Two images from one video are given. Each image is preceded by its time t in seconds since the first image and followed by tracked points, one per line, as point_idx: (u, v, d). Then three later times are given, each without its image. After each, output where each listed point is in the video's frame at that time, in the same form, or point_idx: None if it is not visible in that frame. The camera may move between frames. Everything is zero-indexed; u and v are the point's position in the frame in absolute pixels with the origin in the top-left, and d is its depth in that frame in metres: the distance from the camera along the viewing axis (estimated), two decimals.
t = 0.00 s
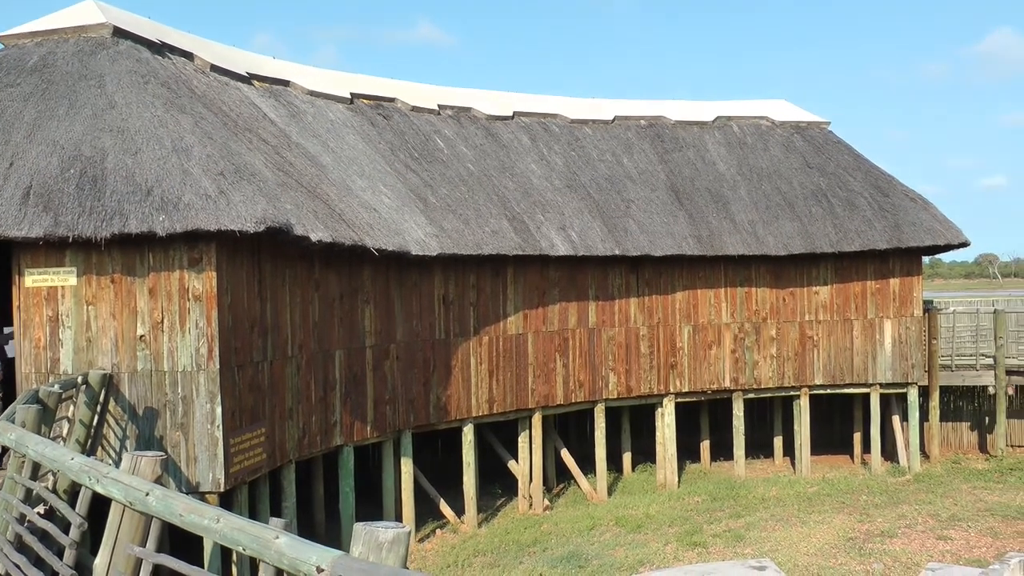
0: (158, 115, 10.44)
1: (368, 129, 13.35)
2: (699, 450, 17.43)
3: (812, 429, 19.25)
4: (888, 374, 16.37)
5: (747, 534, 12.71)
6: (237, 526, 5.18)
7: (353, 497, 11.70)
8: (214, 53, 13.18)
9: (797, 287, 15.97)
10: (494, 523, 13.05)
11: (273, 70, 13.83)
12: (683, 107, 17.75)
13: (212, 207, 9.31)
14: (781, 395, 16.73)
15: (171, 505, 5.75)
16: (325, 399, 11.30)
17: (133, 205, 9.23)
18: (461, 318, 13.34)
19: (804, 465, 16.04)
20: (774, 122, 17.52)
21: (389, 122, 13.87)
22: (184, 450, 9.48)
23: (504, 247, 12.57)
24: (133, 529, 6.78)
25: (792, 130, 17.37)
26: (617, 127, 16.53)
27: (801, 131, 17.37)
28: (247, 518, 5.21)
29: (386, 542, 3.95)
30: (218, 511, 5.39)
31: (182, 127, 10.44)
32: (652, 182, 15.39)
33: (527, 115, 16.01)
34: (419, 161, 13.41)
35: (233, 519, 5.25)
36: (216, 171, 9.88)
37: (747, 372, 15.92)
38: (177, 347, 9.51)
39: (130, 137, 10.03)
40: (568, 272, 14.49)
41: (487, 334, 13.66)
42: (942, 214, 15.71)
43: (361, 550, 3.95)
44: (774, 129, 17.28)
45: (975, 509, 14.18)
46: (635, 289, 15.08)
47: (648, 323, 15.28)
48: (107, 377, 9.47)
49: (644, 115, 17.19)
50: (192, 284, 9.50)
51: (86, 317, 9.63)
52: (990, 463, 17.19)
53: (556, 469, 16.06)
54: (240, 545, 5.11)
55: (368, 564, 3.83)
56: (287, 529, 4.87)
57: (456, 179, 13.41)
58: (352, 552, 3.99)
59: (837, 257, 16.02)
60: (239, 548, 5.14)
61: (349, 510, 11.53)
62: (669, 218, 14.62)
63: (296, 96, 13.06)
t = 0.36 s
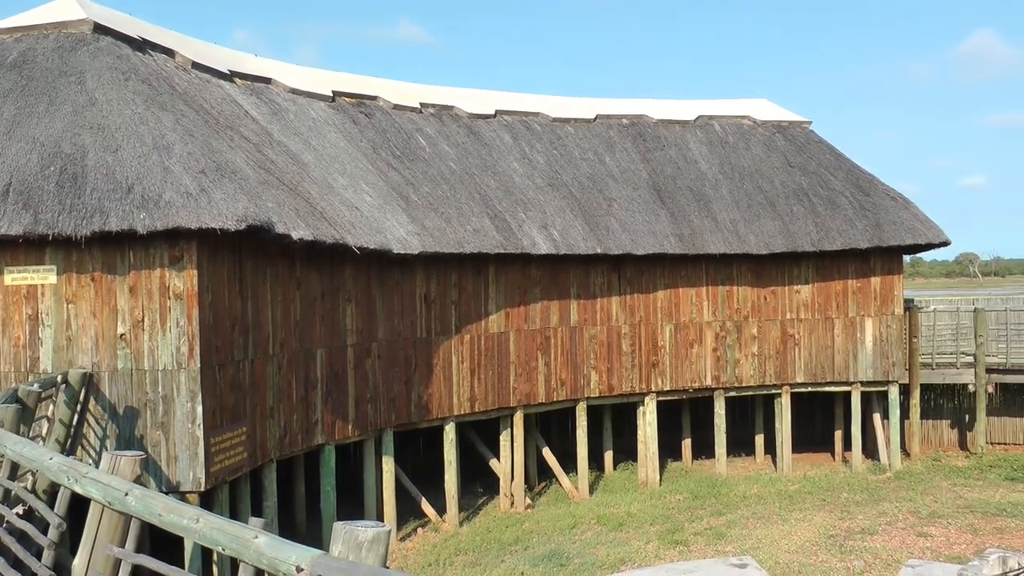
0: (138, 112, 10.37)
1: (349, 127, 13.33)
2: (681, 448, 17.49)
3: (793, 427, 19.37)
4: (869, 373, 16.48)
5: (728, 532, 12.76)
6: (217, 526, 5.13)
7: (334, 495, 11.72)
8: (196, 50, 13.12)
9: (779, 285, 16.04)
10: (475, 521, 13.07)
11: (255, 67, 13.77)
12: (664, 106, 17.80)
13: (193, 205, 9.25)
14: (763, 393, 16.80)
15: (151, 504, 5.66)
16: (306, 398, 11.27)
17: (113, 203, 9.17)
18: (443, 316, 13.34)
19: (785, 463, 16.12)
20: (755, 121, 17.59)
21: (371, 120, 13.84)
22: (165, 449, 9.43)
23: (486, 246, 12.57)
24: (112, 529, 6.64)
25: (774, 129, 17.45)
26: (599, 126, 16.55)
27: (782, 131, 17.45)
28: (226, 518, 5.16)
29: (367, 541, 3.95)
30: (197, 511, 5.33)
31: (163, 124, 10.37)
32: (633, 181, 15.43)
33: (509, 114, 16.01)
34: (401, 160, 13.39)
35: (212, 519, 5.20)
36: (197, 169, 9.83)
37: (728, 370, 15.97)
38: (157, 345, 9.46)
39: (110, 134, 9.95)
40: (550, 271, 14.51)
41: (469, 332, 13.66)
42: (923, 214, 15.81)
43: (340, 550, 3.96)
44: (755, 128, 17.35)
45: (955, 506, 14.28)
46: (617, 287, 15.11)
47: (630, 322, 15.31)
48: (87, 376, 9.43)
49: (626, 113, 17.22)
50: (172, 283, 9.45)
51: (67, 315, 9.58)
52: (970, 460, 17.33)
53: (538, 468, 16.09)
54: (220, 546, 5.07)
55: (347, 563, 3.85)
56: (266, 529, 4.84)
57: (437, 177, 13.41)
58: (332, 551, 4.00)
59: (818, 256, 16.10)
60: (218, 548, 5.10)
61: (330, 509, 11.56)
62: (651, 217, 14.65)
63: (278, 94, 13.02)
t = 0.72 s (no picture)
0: (119, 109, 10.29)
1: (331, 125, 13.30)
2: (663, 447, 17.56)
3: (775, 426, 19.45)
4: (850, 371, 16.57)
5: (710, 530, 12.81)
6: (197, 526, 5.08)
7: (316, 494, 11.74)
8: (178, 47, 13.07)
9: (761, 285, 16.11)
10: (458, 520, 13.08)
11: (237, 65, 13.73)
12: (646, 105, 17.85)
13: (175, 203, 9.20)
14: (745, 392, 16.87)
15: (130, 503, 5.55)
16: (287, 397, 11.25)
17: (94, 200, 9.09)
18: (425, 315, 13.33)
19: (767, 461, 16.19)
20: (738, 121, 17.66)
21: (354, 119, 13.82)
22: (145, 449, 9.38)
23: (468, 245, 12.57)
24: (91, 529, 6.49)
25: (756, 129, 17.52)
26: (581, 125, 16.58)
27: (764, 130, 17.52)
28: (207, 517, 5.12)
29: (347, 540, 3.94)
30: (178, 510, 5.26)
31: (144, 122, 10.30)
32: (616, 180, 15.47)
33: (492, 112, 16.02)
34: (384, 158, 13.37)
35: (193, 518, 5.14)
36: (178, 167, 9.78)
37: (710, 369, 16.02)
38: (138, 344, 9.42)
39: (91, 131, 9.85)
40: (532, 270, 14.53)
41: (451, 331, 13.66)
42: (904, 214, 15.92)
43: (320, 549, 3.96)
44: (738, 128, 17.42)
45: (936, 504, 14.38)
46: (600, 286, 15.14)
47: (612, 321, 15.35)
48: (67, 375, 9.37)
49: (608, 113, 17.27)
50: (153, 281, 9.40)
51: (46, 314, 9.52)
52: (951, 458, 17.47)
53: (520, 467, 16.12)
54: (200, 546, 5.02)
55: (328, 562, 3.85)
56: (246, 529, 4.82)
57: (420, 176, 13.42)
58: (311, 550, 3.99)
59: (800, 255, 16.18)
60: (198, 548, 5.07)
61: (312, 508, 11.59)
62: (633, 216, 14.69)
63: (260, 91, 12.98)
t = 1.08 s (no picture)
0: (100, 106, 10.19)
1: (313, 124, 13.27)
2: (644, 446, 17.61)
3: (756, 425, 19.54)
4: (831, 371, 16.67)
5: (692, 529, 12.86)
6: (175, 526, 5.05)
7: (297, 494, 11.71)
8: (158, 44, 13.01)
9: (742, 284, 16.18)
10: (439, 520, 13.08)
11: (218, 62, 13.69)
12: (628, 106, 17.91)
13: (156, 201, 9.15)
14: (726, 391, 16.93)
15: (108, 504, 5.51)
16: (268, 396, 11.21)
17: (74, 198, 9.01)
18: (407, 314, 13.31)
19: (748, 460, 16.27)
20: (720, 121, 17.72)
21: (336, 117, 13.78)
22: (125, 449, 9.32)
23: (450, 244, 12.56)
24: (69, 530, 6.42)
25: (738, 130, 17.59)
26: (564, 125, 16.60)
27: (746, 131, 17.60)
28: (186, 518, 5.09)
29: (328, 540, 3.97)
30: (157, 509, 5.23)
31: (125, 119, 10.22)
32: (598, 180, 15.50)
33: (474, 112, 16.02)
34: (366, 157, 13.35)
35: (172, 518, 5.11)
36: (159, 164, 9.72)
37: (692, 368, 16.07)
38: (118, 343, 9.37)
39: (71, 128, 9.76)
40: (514, 269, 14.54)
41: (433, 330, 13.65)
42: (885, 214, 16.02)
43: (300, 549, 3.95)
44: (720, 129, 17.48)
45: (915, 502, 14.49)
46: (582, 286, 15.16)
47: (593, 320, 15.37)
48: (46, 374, 9.28)
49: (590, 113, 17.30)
50: (134, 280, 9.35)
51: (25, 312, 9.41)
52: (931, 456, 17.60)
53: (502, 466, 16.14)
54: (178, 547, 4.98)
55: (308, 562, 3.85)
56: (227, 529, 4.79)
57: (402, 175, 13.41)
58: (291, 551, 3.99)
59: (781, 255, 16.25)
60: (176, 549, 5.04)
61: (293, 508, 11.58)
62: (616, 216, 14.72)
63: (241, 89, 12.92)
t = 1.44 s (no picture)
0: (78, 103, 10.05)
1: (294, 122, 13.22)
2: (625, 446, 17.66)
3: (736, 425, 19.63)
4: (811, 371, 16.77)
5: (672, 528, 12.91)
6: (153, 527, 4.93)
7: (276, 494, 11.68)
8: (138, 40, 12.94)
9: (722, 285, 16.25)
10: (420, 519, 13.08)
11: (198, 59, 13.62)
12: (610, 106, 17.96)
13: (135, 198, 9.08)
14: (706, 390, 17.00)
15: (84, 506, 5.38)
16: (248, 396, 11.16)
17: (52, 195, 8.90)
18: (387, 313, 13.30)
19: (728, 459, 16.35)
20: (701, 122, 17.78)
21: (316, 116, 13.75)
22: (104, 449, 9.26)
23: (431, 243, 12.55)
24: (46, 532, 5.95)
25: (719, 130, 17.66)
26: (545, 124, 16.61)
27: (727, 131, 17.67)
28: (164, 519, 4.97)
29: (305, 540, 3.93)
30: (133, 511, 5.10)
31: (104, 116, 10.10)
32: (579, 180, 15.52)
33: (455, 111, 16.02)
34: (347, 156, 13.31)
35: (149, 519, 4.99)
36: (139, 162, 9.65)
37: (672, 368, 16.13)
38: (97, 342, 9.31)
39: (50, 125, 9.62)
40: (495, 269, 14.56)
41: (414, 330, 13.63)
42: (865, 215, 16.12)
43: (278, 549, 3.91)
44: (701, 129, 17.54)
45: (894, 500, 14.59)
46: (563, 286, 15.19)
47: (574, 320, 15.40)
48: (24, 374, 9.19)
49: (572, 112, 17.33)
50: (112, 278, 9.28)
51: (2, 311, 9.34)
52: (910, 455, 17.73)
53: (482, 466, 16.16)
54: (154, 548, 4.87)
55: (287, 563, 3.81)
56: (205, 529, 4.68)
57: (383, 174, 13.39)
58: (270, 551, 3.95)
59: (762, 256, 16.33)
60: (152, 550, 4.91)
61: (272, 508, 11.55)
62: (596, 215, 14.75)
63: (222, 87, 12.87)
